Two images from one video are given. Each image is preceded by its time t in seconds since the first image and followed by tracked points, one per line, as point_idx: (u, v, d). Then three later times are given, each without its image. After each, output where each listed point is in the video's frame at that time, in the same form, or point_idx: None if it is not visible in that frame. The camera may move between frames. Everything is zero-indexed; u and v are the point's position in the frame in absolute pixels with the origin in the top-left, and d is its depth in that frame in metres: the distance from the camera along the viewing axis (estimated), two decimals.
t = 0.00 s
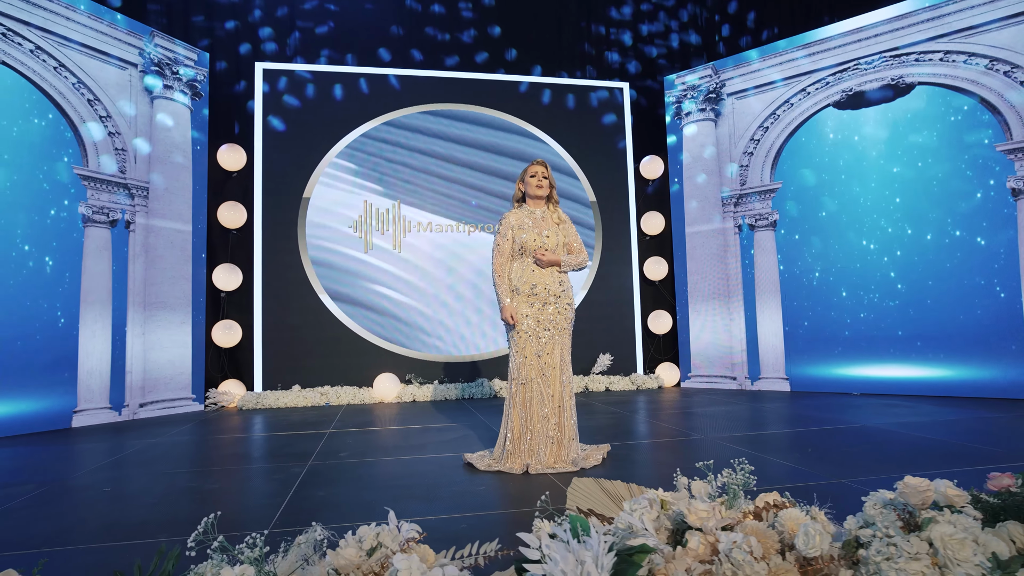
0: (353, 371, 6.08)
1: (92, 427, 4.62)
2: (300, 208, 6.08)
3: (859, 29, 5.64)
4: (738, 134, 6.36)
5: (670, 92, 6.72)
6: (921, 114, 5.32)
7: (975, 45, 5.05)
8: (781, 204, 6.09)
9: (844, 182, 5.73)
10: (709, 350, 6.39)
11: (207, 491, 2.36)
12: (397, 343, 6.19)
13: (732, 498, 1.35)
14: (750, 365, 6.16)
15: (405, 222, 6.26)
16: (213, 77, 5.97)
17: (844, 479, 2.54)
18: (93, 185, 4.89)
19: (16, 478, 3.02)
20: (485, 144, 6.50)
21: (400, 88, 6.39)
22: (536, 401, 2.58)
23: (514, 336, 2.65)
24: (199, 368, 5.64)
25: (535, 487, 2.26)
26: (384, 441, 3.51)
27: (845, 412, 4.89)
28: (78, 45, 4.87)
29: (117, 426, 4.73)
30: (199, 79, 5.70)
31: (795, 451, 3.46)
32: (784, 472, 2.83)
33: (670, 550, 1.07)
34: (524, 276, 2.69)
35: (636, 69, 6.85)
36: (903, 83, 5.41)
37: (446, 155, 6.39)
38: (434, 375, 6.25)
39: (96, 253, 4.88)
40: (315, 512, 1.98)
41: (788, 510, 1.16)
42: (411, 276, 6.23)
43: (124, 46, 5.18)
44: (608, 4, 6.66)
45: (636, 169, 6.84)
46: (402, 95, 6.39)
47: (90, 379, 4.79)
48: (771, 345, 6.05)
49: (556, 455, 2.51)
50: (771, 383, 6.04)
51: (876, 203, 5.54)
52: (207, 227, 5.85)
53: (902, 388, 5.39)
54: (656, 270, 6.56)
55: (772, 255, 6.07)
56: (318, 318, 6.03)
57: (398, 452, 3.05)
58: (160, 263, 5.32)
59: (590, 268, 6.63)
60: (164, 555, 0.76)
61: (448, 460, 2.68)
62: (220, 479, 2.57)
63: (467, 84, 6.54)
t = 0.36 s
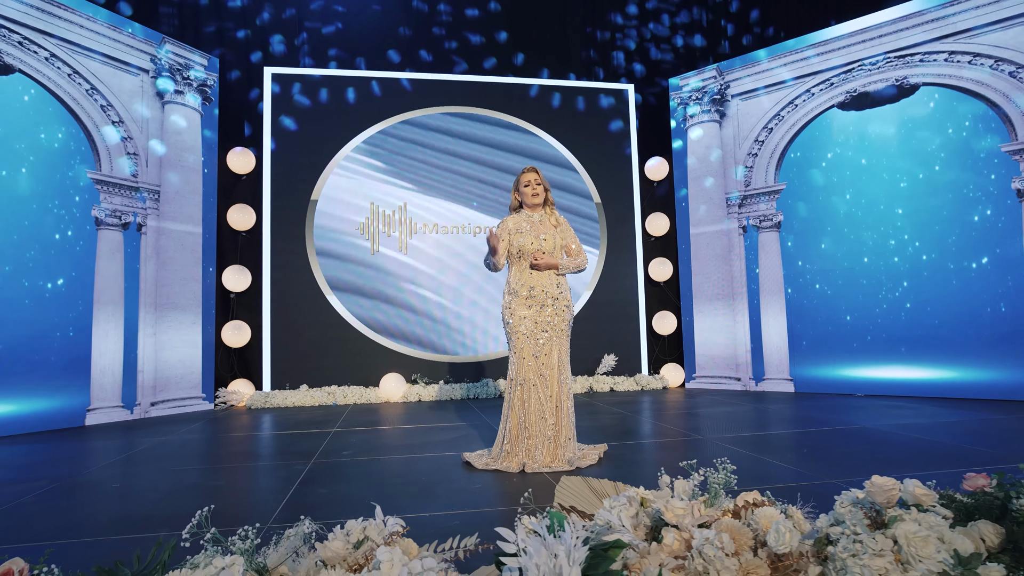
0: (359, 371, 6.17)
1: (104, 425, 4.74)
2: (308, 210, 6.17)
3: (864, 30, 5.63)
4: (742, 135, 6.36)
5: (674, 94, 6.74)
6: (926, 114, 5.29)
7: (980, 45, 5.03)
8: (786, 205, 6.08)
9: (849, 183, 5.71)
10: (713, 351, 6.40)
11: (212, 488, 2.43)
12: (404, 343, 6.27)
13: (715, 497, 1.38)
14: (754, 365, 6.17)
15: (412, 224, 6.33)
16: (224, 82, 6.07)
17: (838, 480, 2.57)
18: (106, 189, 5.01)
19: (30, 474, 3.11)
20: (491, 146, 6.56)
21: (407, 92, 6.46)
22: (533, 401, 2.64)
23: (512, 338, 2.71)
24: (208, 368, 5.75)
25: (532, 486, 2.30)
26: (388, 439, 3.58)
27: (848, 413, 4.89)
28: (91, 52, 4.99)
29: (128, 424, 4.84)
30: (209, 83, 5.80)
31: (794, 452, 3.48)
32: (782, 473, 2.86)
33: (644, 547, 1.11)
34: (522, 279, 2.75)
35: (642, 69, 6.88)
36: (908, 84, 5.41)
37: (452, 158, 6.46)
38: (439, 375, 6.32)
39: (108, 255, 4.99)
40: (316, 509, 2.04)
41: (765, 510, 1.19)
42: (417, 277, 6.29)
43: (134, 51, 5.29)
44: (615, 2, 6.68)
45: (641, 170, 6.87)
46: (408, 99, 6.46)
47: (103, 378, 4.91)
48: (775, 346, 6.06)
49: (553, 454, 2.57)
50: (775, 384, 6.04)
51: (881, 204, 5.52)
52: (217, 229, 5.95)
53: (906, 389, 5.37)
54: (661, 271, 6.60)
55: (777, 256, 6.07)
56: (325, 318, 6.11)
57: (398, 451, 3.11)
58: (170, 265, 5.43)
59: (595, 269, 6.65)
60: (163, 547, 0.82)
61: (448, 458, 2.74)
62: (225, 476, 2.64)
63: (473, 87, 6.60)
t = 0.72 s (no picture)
0: (366, 371, 6.25)
1: (117, 423, 4.85)
2: (316, 212, 6.25)
3: (869, 30, 5.62)
4: (746, 137, 6.38)
5: (678, 95, 6.78)
6: (931, 115, 5.27)
7: (985, 46, 5.02)
8: (790, 206, 6.07)
9: (854, 184, 5.69)
10: (718, 352, 6.41)
11: (219, 484, 2.51)
12: (411, 343, 6.34)
13: (698, 497, 1.42)
14: (758, 366, 6.17)
15: (419, 226, 6.40)
16: (234, 86, 6.17)
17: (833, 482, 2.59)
18: (119, 192, 5.13)
19: (46, 469, 3.22)
20: (496, 148, 6.62)
21: (414, 95, 6.54)
22: (529, 401, 2.69)
23: (508, 340, 2.77)
24: (218, 368, 5.86)
25: (528, 485, 2.36)
26: (391, 439, 3.64)
27: (851, 414, 4.89)
28: (104, 59, 5.10)
29: (140, 423, 4.95)
30: (219, 87, 5.91)
31: (794, 453, 3.49)
32: (779, 475, 2.88)
33: (622, 542, 1.16)
34: (519, 282, 2.81)
35: (647, 72, 6.89)
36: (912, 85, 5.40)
37: (457, 160, 6.53)
38: (446, 375, 6.38)
39: (121, 257, 5.11)
40: (316, 506, 2.11)
41: (741, 508, 1.23)
42: (423, 278, 6.35)
43: (145, 57, 5.41)
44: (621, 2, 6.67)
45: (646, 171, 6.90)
46: (414, 102, 6.54)
47: (116, 377, 5.02)
48: (780, 347, 6.06)
49: (549, 453, 2.62)
50: (780, 385, 6.04)
51: (886, 206, 5.50)
52: (228, 232, 6.06)
53: (911, 391, 5.36)
54: (666, 271, 6.68)
55: (782, 257, 6.07)
56: (332, 319, 6.20)
57: (400, 450, 3.17)
58: (181, 266, 5.54)
59: (600, 271, 6.69)
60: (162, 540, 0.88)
61: (448, 457, 2.80)
62: (232, 473, 2.72)
63: (480, 90, 6.66)
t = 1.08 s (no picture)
0: (373, 370, 6.33)
1: (129, 421, 4.97)
2: (324, 214, 6.33)
3: (874, 30, 5.61)
4: (751, 138, 6.38)
5: (683, 97, 6.78)
6: (936, 116, 5.27)
7: (988, 46, 5.01)
8: (795, 206, 6.08)
9: (858, 185, 5.68)
10: (722, 352, 6.42)
11: (225, 481, 2.59)
12: (417, 343, 6.41)
13: (684, 494, 1.47)
14: (763, 367, 6.17)
15: (425, 228, 6.45)
16: (245, 90, 6.26)
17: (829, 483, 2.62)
18: (131, 196, 5.24)
19: (61, 465, 3.33)
20: (501, 150, 6.67)
21: (421, 98, 6.60)
22: (525, 401, 2.75)
23: (505, 340, 2.83)
24: (229, 367, 5.97)
25: (523, 483, 2.42)
26: (395, 437, 3.70)
27: (853, 415, 4.89)
28: (116, 65, 5.22)
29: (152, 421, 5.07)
30: (229, 92, 6.01)
31: (793, 453, 3.51)
32: (776, 475, 2.91)
33: (603, 537, 1.21)
34: (514, 283, 2.88)
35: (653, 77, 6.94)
36: (917, 85, 5.39)
37: (462, 162, 6.59)
38: (452, 375, 6.44)
39: (133, 259, 5.23)
40: (318, 503, 2.18)
41: (722, 505, 1.27)
42: (429, 279, 6.41)
43: (157, 63, 5.52)
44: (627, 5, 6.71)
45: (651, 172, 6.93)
46: (421, 104, 6.60)
47: (128, 377, 5.14)
48: (785, 347, 6.06)
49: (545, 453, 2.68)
50: (784, 386, 6.05)
51: (891, 206, 5.49)
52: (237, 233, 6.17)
53: (915, 392, 5.35)
54: (671, 272, 6.70)
55: (787, 258, 6.07)
56: (340, 319, 6.28)
57: (403, 448, 3.24)
58: (192, 268, 5.65)
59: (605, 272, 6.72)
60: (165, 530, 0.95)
61: (449, 456, 2.86)
62: (238, 470, 2.80)
63: (487, 92, 6.70)
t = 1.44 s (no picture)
0: (381, 370, 6.41)
1: (142, 419, 5.08)
2: (332, 216, 6.44)
3: (879, 31, 5.60)
4: (756, 139, 6.39)
5: (689, 98, 6.80)
6: (941, 116, 5.25)
7: (994, 46, 4.99)
8: (800, 207, 6.07)
9: (863, 185, 5.67)
10: (727, 353, 6.43)
11: (233, 477, 2.67)
12: (423, 343, 6.48)
13: (671, 491, 1.51)
14: (768, 367, 6.18)
15: (432, 229, 6.55)
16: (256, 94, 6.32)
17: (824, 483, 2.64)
18: (143, 199, 5.35)
19: (75, 461, 3.43)
20: (507, 152, 6.73)
21: (428, 101, 6.68)
22: (524, 401, 2.80)
23: (504, 340, 2.90)
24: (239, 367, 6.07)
25: (520, 480, 2.47)
26: (400, 435, 3.77)
27: (856, 416, 4.90)
28: (129, 71, 5.34)
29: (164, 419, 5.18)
30: (239, 96, 6.11)
31: (793, 454, 3.54)
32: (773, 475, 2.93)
33: (586, 530, 1.26)
34: (514, 284, 2.93)
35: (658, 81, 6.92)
36: (922, 85, 5.37)
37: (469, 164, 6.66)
38: (458, 375, 6.51)
39: (146, 261, 5.35)
40: (321, 499, 2.25)
41: (705, 502, 1.30)
42: (435, 280, 6.49)
43: (169, 69, 5.64)
44: (633, 8, 6.72)
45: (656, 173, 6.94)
46: (428, 107, 6.68)
47: (141, 376, 5.26)
48: (790, 348, 6.06)
49: (543, 452, 2.73)
50: (789, 386, 6.05)
51: (895, 207, 5.48)
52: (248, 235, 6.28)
53: (920, 393, 5.33)
54: (676, 273, 6.76)
55: (792, 259, 6.07)
56: (348, 320, 6.37)
57: (407, 447, 3.31)
58: (203, 269, 5.76)
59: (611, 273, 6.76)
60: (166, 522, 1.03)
61: (450, 454, 2.92)
62: (245, 467, 2.88)
63: (493, 94, 6.77)
